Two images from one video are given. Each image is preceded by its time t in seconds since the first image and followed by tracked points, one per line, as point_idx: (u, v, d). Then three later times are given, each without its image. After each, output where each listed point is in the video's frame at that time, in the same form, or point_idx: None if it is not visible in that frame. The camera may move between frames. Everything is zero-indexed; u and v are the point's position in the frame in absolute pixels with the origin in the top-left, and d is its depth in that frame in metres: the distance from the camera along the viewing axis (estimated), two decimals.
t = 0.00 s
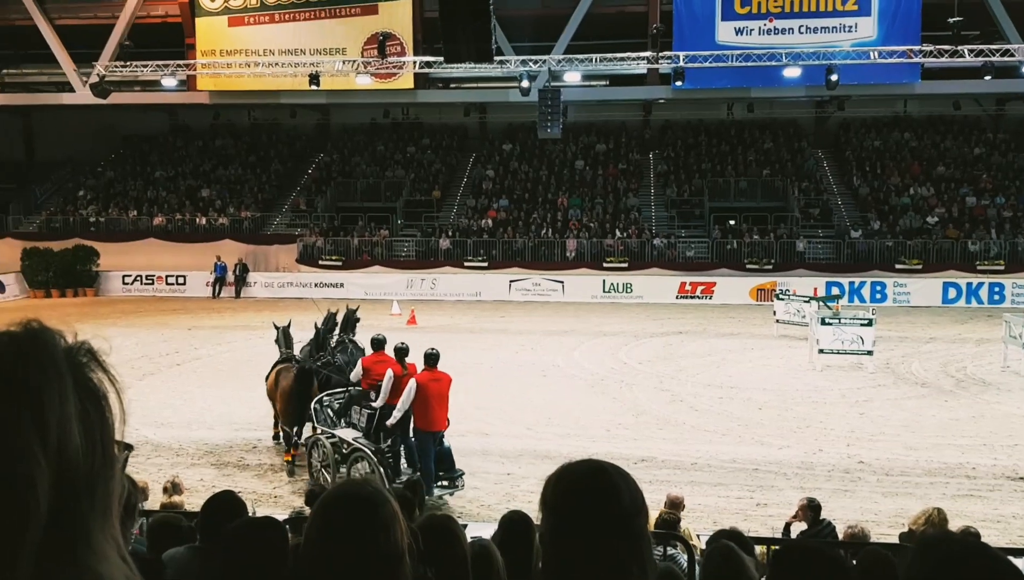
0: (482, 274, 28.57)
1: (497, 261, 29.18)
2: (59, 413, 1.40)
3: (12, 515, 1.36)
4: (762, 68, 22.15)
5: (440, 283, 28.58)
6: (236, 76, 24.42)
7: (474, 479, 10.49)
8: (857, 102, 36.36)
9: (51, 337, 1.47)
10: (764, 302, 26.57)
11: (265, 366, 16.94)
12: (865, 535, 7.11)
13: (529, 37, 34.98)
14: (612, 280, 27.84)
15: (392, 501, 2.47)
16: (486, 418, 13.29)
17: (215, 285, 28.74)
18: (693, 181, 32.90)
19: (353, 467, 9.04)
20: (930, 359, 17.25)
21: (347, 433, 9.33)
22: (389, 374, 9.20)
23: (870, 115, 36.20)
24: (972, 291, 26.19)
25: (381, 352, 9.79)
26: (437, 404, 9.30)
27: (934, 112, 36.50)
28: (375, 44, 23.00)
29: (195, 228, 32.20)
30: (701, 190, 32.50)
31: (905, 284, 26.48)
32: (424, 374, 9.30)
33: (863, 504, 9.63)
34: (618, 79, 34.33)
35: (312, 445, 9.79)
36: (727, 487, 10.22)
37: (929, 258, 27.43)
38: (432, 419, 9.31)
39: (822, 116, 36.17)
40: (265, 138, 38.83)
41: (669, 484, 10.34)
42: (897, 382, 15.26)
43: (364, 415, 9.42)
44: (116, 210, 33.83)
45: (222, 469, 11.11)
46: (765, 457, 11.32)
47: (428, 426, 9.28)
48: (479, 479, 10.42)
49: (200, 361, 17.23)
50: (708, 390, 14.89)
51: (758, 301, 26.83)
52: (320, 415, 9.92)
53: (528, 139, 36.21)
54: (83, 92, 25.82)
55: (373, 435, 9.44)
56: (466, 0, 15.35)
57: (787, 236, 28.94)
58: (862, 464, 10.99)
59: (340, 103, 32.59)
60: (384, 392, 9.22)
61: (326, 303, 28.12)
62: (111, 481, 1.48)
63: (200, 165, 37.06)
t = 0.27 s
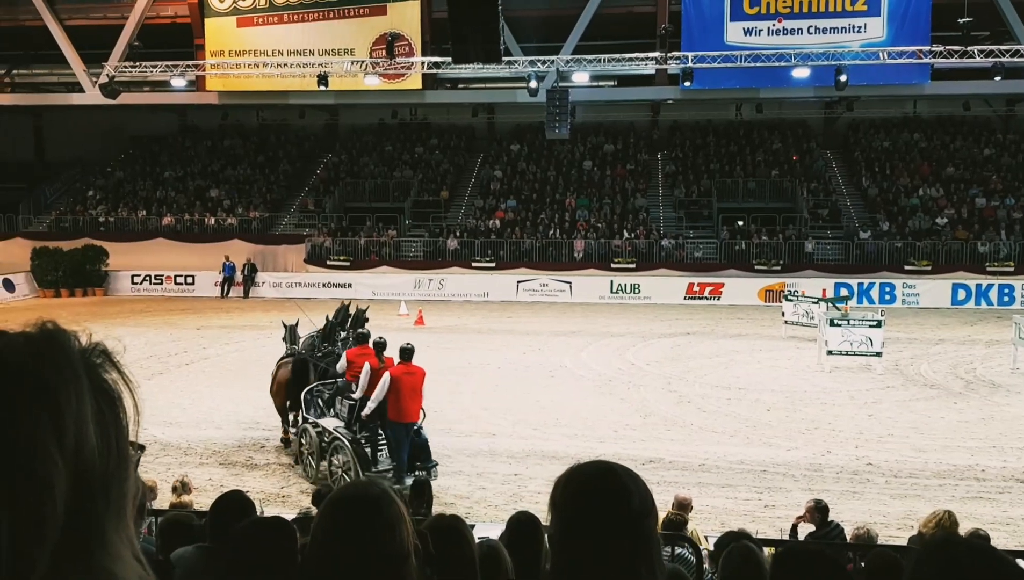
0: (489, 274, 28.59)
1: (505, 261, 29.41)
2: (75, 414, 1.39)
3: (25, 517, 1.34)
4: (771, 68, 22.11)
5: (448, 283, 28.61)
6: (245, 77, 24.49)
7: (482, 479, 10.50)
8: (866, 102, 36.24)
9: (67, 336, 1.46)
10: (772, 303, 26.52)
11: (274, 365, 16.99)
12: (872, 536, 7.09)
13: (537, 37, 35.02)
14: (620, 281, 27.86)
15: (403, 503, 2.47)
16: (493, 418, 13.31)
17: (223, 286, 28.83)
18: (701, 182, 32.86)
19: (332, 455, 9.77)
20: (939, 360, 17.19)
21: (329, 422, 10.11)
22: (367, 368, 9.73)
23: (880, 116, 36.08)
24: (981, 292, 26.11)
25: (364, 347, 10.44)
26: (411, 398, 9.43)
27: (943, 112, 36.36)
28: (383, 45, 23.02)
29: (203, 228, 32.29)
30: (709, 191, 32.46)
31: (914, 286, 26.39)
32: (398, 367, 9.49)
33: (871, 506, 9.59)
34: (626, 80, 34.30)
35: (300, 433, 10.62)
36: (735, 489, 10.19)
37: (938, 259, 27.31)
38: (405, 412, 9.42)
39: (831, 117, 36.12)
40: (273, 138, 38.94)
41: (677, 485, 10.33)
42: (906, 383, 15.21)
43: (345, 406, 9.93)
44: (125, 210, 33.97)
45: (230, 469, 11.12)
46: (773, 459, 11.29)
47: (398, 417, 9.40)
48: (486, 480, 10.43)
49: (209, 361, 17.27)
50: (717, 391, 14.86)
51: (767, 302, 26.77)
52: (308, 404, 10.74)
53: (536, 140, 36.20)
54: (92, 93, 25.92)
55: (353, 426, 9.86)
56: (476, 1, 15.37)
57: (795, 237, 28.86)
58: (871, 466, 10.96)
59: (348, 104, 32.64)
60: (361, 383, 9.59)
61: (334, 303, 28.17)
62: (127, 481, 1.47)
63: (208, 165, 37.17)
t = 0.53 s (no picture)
0: (488, 276, 28.61)
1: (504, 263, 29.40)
2: (76, 416, 1.39)
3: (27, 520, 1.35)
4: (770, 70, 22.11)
5: (447, 284, 28.63)
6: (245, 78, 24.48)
7: (481, 480, 10.50)
8: (865, 104, 36.27)
9: (68, 339, 1.46)
10: (771, 304, 26.55)
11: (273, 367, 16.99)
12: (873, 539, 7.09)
13: (537, 38, 35.03)
14: (619, 282, 27.90)
15: (402, 504, 2.47)
16: (493, 420, 13.32)
17: (222, 287, 28.84)
18: (700, 183, 32.89)
19: (310, 444, 10.30)
20: (938, 362, 17.21)
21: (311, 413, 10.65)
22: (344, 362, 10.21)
23: (879, 117, 36.11)
24: (980, 294, 26.15)
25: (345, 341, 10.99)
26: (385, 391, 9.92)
27: (942, 114, 36.38)
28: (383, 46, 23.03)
29: (203, 230, 32.32)
30: (708, 192, 32.48)
31: (914, 288, 26.49)
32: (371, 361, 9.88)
33: (870, 508, 9.59)
34: (626, 81, 34.33)
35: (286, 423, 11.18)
36: (735, 490, 10.20)
37: (937, 261, 27.32)
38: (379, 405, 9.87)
39: (830, 118, 36.15)
40: (273, 139, 38.95)
41: (676, 486, 10.33)
42: (905, 385, 15.21)
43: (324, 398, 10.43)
44: (125, 212, 33.98)
45: (229, 470, 11.12)
46: (772, 460, 11.30)
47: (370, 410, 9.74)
48: (485, 481, 10.43)
49: (208, 362, 17.27)
50: (716, 393, 14.87)
51: (766, 303, 26.80)
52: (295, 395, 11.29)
53: (535, 142, 36.22)
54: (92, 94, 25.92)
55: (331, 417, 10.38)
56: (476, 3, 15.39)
57: (795, 238, 28.85)
58: (870, 468, 10.96)
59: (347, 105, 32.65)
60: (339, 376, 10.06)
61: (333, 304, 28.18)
62: (127, 482, 1.48)
63: (208, 167, 37.17)
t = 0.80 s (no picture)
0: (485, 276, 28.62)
1: (501, 263, 29.39)
2: (69, 416, 1.36)
3: (21, 523, 1.33)
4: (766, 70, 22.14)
5: (444, 284, 28.64)
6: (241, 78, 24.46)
7: (478, 480, 10.50)
8: (861, 104, 36.31)
9: (62, 337, 1.43)
10: (767, 304, 26.61)
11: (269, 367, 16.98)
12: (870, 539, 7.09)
13: (533, 38, 35.02)
14: (616, 282, 27.94)
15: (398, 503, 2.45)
16: (490, 420, 13.32)
17: (218, 287, 28.81)
18: (696, 183, 32.91)
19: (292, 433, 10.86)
20: (934, 361, 17.22)
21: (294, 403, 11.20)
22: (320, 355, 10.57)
23: (875, 117, 36.16)
24: (977, 293, 26.22)
25: (324, 335, 11.36)
26: (357, 383, 10.23)
27: (938, 114, 36.44)
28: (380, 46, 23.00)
29: (199, 230, 32.28)
30: (705, 192, 32.50)
31: (910, 287, 26.52)
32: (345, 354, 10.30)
33: (867, 507, 9.59)
34: (622, 82, 34.35)
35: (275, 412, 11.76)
36: (732, 490, 10.20)
37: (933, 260, 27.35)
38: (352, 396, 10.21)
39: (827, 118, 36.20)
40: (269, 139, 38.91)
41: (673, 486, 10.33)
42: (902, 384, 15.22)
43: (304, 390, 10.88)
44: (121, 212, 33.92)
45: (226, 471, 11.10)
46: (769, 459, 11.31)
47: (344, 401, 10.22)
48: (482, 481, 10.42)
49: (204, 363, 17.25)
50: (712, 392, 14.88)
51: (762, 303, 26.87)
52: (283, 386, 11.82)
53: (532, 142, 36.22)
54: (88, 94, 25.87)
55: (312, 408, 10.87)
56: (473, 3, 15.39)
57: (791, 238, 28.85)
58: (866, 467, 10.97)
59: (344, 106, 32.64)
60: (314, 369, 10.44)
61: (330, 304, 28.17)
62: (123, 482, 1.46)
63: (204, 167, 37.11)
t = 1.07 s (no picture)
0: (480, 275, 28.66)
1: (496, 262, 29.41)
2: (63, 417, 1.41)
3: (13, 525, 1.37)
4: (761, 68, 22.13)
5: (439, 284, 28.65)
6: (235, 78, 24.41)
7: (474, 479, 10.50)
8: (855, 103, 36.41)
9: (56, 338, 1.46)
10: (762, 303, 26.70)
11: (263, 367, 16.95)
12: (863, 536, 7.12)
13: (528, 37, 35.01)
14: (610, 282, 28.00)
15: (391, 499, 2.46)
16: (484, 419, 13.32)
17: (213, 287, 28.76)
18: (691, 182, 32.96)
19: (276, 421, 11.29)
20: (928, 360, 17.26)
21: (279, 392, 11.64)
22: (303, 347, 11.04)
23: (868, 117, 36.26)
24: (970, 292, 26.33)
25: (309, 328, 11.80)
26: (338, 374, 10.71)
27: (932, 113, 36.57)
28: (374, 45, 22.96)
29: (193, 230, 32.21)
30: (699, 191, 32.55)
31: (904, 286, 26.62)
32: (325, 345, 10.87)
33: (861, 506, 9.60)
34: (616, 81, 34.38)
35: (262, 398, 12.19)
36: (726, 488, 10.21)
37: (927, 259, 27.43)
38: (333, 387, 10.70)
39: (821, 117, 36.25)
40: (263, 139, 38.82)
41: (667, 485, 10.35)
42: (895, 383, 15.28)
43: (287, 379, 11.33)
44: (114, 212, 33.83)
45: (220, 470, 11.08)
46: (763, 458, 11.32)
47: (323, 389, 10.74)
48: (477, 481, 10.41)
49: (198, 363, 17.21)
50: (706, 391, 14.90)
51: (757, 302, 26.99)
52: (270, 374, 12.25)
53: (527, 141, 36.21)
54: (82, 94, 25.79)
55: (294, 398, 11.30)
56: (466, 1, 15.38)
57: (786, 237, 28.89)
58: (860, 465, 10.98)
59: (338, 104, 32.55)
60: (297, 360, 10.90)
61: (324, 304, 28.14)
62: (116, 482, 1.51)
63: (198, 166, 37.03)
